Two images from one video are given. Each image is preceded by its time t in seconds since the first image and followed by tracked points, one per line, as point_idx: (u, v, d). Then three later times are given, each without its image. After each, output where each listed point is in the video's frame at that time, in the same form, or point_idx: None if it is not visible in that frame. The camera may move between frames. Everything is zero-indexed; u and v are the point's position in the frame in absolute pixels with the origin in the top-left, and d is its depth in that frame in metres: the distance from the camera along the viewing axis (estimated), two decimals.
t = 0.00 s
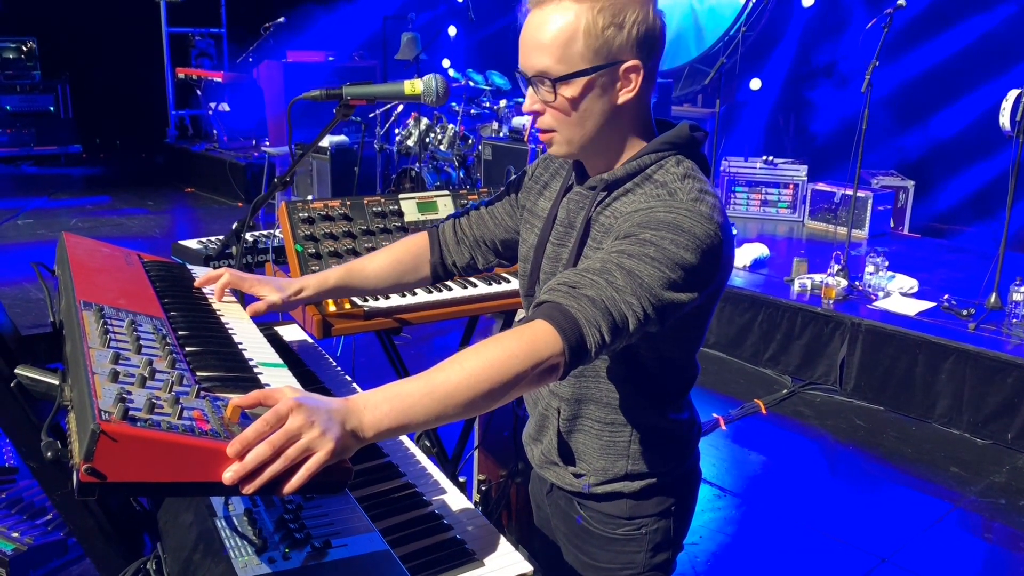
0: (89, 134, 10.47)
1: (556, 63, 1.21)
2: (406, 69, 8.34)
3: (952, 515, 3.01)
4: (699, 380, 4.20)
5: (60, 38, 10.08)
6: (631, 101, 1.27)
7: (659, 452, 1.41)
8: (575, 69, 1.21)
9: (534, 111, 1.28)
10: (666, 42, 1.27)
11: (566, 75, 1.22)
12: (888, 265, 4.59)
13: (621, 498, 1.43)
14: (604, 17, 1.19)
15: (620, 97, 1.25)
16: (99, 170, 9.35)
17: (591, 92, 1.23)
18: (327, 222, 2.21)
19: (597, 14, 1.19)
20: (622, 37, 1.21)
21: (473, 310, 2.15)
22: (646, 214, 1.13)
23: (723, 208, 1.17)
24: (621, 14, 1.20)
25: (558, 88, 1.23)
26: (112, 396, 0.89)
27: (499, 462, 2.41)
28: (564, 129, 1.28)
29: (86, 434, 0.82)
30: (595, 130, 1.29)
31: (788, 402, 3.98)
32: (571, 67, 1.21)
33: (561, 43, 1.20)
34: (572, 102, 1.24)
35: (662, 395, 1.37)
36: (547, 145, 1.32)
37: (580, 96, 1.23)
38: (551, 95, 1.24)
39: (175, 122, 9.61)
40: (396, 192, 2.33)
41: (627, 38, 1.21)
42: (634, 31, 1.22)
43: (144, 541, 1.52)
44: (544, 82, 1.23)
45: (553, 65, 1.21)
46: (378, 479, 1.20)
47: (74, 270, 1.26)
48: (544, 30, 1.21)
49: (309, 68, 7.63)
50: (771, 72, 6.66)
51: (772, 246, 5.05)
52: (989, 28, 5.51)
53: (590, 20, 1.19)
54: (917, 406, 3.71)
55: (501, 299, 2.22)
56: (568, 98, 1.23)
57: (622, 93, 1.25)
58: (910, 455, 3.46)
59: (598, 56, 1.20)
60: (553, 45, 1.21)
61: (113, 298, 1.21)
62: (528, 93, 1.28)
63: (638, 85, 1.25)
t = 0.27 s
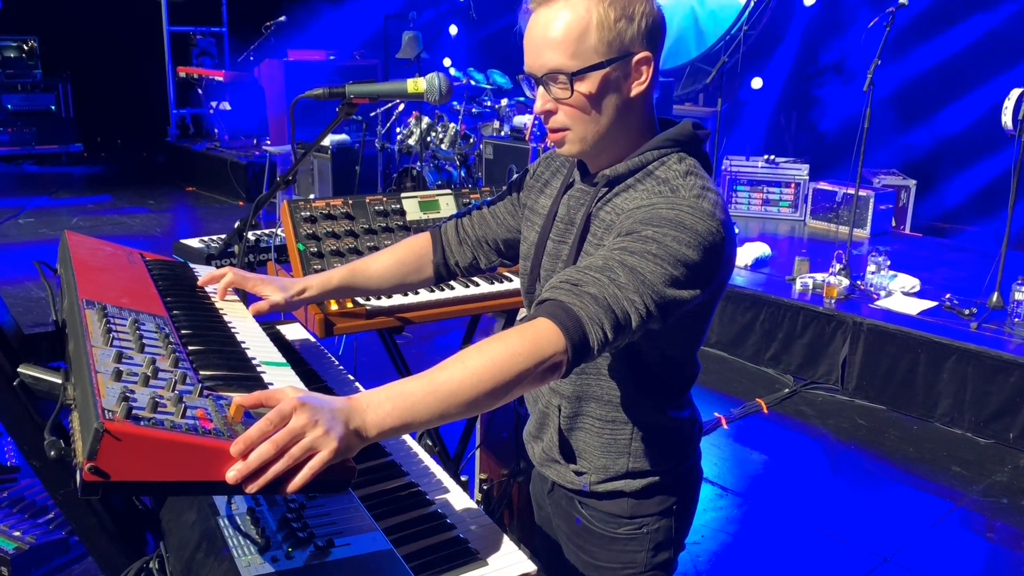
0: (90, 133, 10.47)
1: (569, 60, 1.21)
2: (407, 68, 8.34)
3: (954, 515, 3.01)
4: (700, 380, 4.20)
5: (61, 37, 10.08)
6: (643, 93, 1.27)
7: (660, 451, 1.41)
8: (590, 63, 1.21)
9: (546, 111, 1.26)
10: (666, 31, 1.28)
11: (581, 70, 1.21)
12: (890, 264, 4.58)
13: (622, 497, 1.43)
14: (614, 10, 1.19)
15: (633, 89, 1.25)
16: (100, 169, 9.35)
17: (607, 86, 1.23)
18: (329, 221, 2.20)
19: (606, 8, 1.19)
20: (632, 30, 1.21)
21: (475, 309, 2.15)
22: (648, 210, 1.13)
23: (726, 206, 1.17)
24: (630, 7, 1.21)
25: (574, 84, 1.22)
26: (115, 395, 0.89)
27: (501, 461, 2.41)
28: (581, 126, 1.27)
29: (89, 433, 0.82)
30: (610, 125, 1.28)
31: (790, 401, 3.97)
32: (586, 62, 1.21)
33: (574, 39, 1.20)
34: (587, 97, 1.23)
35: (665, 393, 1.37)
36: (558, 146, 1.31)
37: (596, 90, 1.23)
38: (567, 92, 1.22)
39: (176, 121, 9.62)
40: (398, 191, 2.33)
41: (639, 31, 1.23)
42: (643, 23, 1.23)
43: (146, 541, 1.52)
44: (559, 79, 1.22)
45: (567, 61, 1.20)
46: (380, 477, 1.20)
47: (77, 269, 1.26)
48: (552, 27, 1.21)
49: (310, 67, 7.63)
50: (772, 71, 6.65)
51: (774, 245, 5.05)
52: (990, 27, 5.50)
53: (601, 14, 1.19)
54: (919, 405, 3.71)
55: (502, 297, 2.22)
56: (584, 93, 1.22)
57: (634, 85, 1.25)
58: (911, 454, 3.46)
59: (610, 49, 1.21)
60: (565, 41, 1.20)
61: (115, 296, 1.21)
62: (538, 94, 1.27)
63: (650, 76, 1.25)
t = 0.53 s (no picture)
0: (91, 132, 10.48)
1: (570, 60, 1.21)
2: (408, 67, 8.34)
3: (955, 514, 3.01)
4: (701, 378, 4.20)
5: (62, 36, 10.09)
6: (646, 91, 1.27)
7: (661, 449, 1.41)
8: (591, 64, 1.21)
9: (548, 112, 1.26)
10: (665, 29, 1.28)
11: (582, 71, 1.21)
12: (891, 263, 4.58)
13: (622, 497, 1.43)
14: (615, 9, 1.19)
15: (634, 88, 1.25)
16: (101, 168, 9.35)
17: (609, 87, 1.23)
18: (330, 219, 2.20)
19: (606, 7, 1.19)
20: (632, 29, 1.21)
21: (476, 308, 2.15)
22: (651, 210, 1.13)
23: (728, 205, 1.17)
24: (630, 6, 1.21)
25: (576, 85, 1.22)
26: (117, 394, 0.89)
27: (503, 460, 2.41)
28: (585, 126, 1.27)
29: (92, 432, 0.82)
30: (611, 124, 1.28)
31: (791, 400, 3.97)
32: (586, 62, 1.21)
33: (575, 38, 1.19)
34: (590, 97, 1.23)
35: (666, 391, 1.37)
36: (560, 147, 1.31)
37: (598, 90, 1.23)
38: (568, 93, 1.22)
39: (177, 119, 9.62)
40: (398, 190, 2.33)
41: (639, 30, 1.23)
42: (642, 22, 1.23)
43: (147, 539, 1.52)
44: (560, 80, 1.22)
45: (568, 61, 1.20)
46: (382, 477, 1.20)
47: (78, 269, 1.26)
48: (552, 27, 1.21)
49: (311, 66, 7.63)
50: (774, 70, 6.65)
51: (775, 245, 5.05)
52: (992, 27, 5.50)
53: (602, 13, 1.19)
54: (920, 405, 3.71)
55: (503, 296, 2.22)
56: (586, 93, 1.22)
57: (636, 84, 1.25)
58: (913, 453, 3.46)
59: (611, 48, 1.21)
60: (566, 42, 1.20)
61: (117, 296, 1.21)
62: (539, 94, 1.27)
63: (651, 75, 1.25)
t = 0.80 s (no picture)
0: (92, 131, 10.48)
1: (572, 60, 1.21)
2: (409, 66, 8.33)
3: (956, 513, 3.01)
4: (702, 378, 4.20)
5: (63, 35, 10.10)
6: (647, 91, 1.28)
7: (662, 448, 1.41)
8: (593, 63, 1.21)
9: (549, 112, 1.26)
10: (666, 28, 1.28)
11: (584, 70, 1.21)
12: (893, 263, 4.58)
13: (623, 496, 1.43)
14: (617, 9, 1.19)
15: (636, 88, 1.25)
16: (102, 167, 9.36)
17: (611, 86, 1.23)
18: (331, 219, 2.20)
19: (608, 7, 1.19)
20: (634, 29, 1.21)
21: (477, 308, 2.15)
22: (652, 208, 1.13)
23: (729, 204, 1.17)
24: (632, 6, 1.21)
25: (578, 85, 1.21)
26: (119, 393, 0.89)
27: (504, 459, 2.41)
28: (587, 125, 1.27)
29: (93, 430, 0.82)
30: (612, 123, 1.28)
31: (792, 399, 3.97)
32: (588, 62, 1.21)
33: (577, 38, 1.19)
34: (592, 97, 1.23)
35: (667, 390, 1.37)
36: (562, 147, 1.31)
37: (600, 89, 1.22)
38: (571, 93, 1.22)
39: (178, 119, 9.63)
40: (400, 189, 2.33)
41: (640, 30, 1.23)
42: (644, 21, 1.23)
43: (149, 538, 1.52)
44: (562, 80, 1.22)
45: (569, 62, 1.20)
46: (384, 477, 1.20)
47: (80, 267, 1.26)
48: (554, 26, 1.20)
49: (312, 65, 7.64)
50: (775, 69, 6.65)
51: (776, 244, 5.05)
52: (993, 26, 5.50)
53: (603, 12, 1.19)
54: (921, 404, 3.71)
55: (505, 296, 2.22)
56: (588, 93, 1.22)
57: (638, 84, 1.25)
58: (914, 453, 3.46)
59: (613, 48, 1.20)
60: (567, 40, 1.20)
61: (119, 295, 1.21)
62: (541, 94, 1.26)
63: (652, 74, 1.25)
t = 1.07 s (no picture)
0: (92, 130, 10.48)
1: (571, 61, 1.20)
2: (410, 65, 8.33)
3: (957, 513, 3.01)
4: (703, 377, 4.20)
5: (64, 35, 10.11)
6: (647, 90, 1.28)
7: (661, 447, 1.41)
8: (594, 64, 1.21)
9: (550, 113, 1.26)
10: (664, 28, 1.28)
11: (584, 72, 1.21)
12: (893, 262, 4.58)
13: (622, 496, 1.43)
14: (616, 9, 1.19)
15: (636, 87, 1.26)
16: (102, 166, 9.36)
17: (611, 87, 1.23)
18: (332, 218, 2.20)
19: (607, 7, 1.19)
20: (633, 29, 1.21)
21: (478, 307, 2.15)
22: (652, 207, 1.13)
23: (728, 203, 1.17)
24: (631, 6, 1.21)
25: (578, 86, 1.22)
26: (120, 393, 0.89)
27: (504, 459, 2.41)
28: (589, 125, 1.27)
29: (93, 431, 0.82)
30: (612, 123, 1.28)
31: (793, 399, 3.97)
32: (588, 63, 1.20)
33: (576, 39, 1.19)
34: (593, 98, 1.23)
35: (667, 389, 1.37)
36: (562, 146, 1.31)
37: (601, 91, 1.23)
38: (571, 95, 1.22)
39: (179, 118, 9.63)
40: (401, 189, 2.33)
41: (639, 30, 1.22)
42: (643, 21, 1.23)
43: (149, 538, 1.52)
44: (563, 81, 1.22)
45: (569, 63, 1.20)
46: (383, 477, 1.20)
47: (81, 267, 1.26)
48: (553, 26, 1.20)
49: (312, 64, 7.64)
50: (775, 68, 6.65)
51: (776, 243, 5.05)
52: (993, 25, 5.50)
53: (602, 12, 1.19)
54: (922, 404, 3.71)
55: (505, 296, 2.22)
56: (588, 94, 1.22)
57: (638, 83, 1.25)
58: (915, 452, 3.46)
59: (613, 48, 1.20)
60: (566, 41, 1.20)
61: (120, 294, 1.21)
62: (541, 96, 1.26)
63: (652, 74, 1.25)
